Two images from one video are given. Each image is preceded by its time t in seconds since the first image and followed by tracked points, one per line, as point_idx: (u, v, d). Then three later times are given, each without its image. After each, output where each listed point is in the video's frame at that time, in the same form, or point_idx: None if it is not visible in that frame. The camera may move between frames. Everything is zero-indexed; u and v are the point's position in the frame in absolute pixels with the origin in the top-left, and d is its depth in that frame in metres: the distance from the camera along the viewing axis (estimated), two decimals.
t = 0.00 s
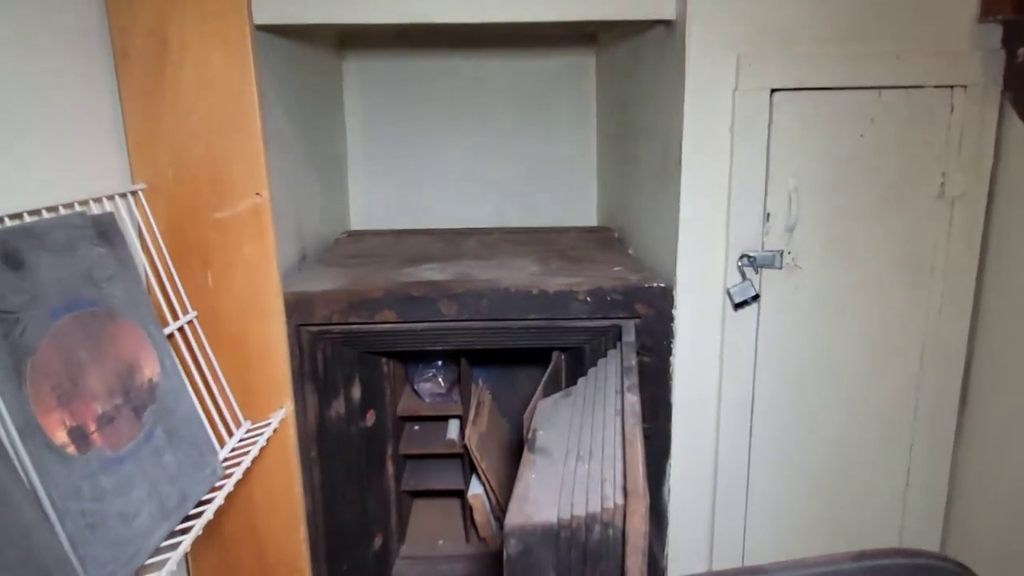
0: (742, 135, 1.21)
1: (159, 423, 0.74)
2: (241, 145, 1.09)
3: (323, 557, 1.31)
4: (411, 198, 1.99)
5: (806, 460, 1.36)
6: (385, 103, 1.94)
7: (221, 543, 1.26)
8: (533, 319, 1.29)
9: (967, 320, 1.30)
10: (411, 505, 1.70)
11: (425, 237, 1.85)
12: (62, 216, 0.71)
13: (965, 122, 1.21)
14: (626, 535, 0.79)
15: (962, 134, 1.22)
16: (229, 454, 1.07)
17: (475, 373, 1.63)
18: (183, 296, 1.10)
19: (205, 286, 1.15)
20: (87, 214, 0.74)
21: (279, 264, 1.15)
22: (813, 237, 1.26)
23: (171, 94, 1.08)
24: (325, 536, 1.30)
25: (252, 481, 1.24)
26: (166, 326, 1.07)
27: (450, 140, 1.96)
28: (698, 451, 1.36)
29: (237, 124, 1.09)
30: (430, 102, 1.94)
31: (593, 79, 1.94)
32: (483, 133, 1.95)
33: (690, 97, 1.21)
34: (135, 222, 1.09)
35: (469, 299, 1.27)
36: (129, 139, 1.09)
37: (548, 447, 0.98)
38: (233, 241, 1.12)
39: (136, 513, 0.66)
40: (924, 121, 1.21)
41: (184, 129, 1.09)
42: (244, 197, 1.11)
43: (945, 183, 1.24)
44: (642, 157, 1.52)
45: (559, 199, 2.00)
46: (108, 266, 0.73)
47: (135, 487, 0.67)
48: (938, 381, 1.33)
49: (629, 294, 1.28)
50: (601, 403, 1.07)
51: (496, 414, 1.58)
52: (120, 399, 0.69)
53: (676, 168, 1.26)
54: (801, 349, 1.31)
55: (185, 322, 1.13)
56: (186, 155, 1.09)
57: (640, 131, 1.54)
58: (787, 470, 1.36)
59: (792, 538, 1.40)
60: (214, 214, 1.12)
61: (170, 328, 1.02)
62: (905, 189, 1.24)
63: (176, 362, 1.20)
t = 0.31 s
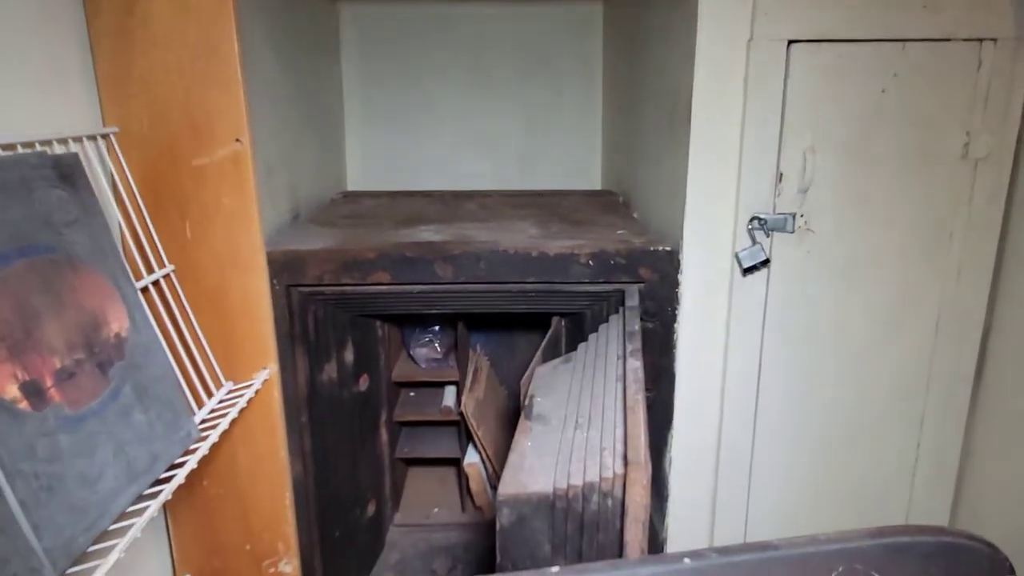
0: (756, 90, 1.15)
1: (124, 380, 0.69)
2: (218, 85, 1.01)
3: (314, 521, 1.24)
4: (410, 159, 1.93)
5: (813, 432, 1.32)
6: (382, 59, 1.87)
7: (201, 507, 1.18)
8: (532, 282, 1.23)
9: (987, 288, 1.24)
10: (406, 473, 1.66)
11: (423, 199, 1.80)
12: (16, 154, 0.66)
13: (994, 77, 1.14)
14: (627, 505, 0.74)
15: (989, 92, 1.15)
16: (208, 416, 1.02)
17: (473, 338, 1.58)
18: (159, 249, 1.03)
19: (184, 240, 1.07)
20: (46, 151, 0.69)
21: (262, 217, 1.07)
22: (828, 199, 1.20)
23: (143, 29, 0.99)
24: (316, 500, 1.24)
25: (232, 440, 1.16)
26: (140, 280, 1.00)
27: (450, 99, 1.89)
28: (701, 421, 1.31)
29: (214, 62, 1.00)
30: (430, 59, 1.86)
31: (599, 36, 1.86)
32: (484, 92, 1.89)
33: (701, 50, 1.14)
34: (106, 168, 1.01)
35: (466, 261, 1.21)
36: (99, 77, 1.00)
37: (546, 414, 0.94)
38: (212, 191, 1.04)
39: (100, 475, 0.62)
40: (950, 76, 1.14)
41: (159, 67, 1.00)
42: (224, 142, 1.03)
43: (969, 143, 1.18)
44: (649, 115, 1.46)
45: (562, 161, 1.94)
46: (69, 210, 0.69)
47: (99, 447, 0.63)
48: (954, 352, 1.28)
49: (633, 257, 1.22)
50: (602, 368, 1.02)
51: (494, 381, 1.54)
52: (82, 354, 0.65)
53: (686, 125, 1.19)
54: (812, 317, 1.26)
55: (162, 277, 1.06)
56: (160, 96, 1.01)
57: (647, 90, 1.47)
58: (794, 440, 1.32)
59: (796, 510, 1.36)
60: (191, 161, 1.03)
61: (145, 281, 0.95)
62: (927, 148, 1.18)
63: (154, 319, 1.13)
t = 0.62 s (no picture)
0: (769, 57, 1.11)
1: (118, 351, 0.67)
2: (215, 49, 0.98)
3: (315, 492, 1.24)
4: (411, 128, 1.90)
5: (817, 408, 1.31)
6: (383, 25, 1.82)
7: (201, 479, 1.17)
8: (536, 254, 1.21)
9: (997, 263, 1.22)
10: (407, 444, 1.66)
11: (425, 169, 1.77)
12: (5, 117, 0.63)
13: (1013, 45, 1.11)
14: (633, 479, 0.73)
15: (1007, 61, 1.12)
16: (208, 387, 1.01)
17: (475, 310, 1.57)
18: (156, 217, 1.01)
19: (181, 208, 1.05)
20: (36, 115, 0.66)
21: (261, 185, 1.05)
22: (839, 171, 1.17)
23: None
24: (317, 469, 1.24)
25: (230, 412, 1.15)
26: (136, 249, 0.98)
27: (452, 66, 1.85)
28: (704, 396, 1.30)
29: (211, 25, 0.97)
30: (432, 25, 1.82)
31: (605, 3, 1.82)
32: (487, 60, 1.85)
33: (713, 14, 1.11)
34: (100, 133, 0.99)
35: (469, 232, 1.19)
36: (90, 38, 0.97)
37: (550, 387, 0.93)
38: (210, 158, 1.02)
39: (97, 449, 0.61)
40: (968, 44, 1.11)
41: (153, 28, 0.97)
42: (221, 108, 1.00)
43: (985, 114, 1.15)
44: (656, 84, 1.42)
45: (565, 132, 1.91)
46: (61, 176, 0.67)
47: (96, 420, 0.62)
48: (962, 328, 1.26)
49: (638, 230, 1.20)
50: (607, 341, 1.01)
51: (496, 353, 1.53)
52: (76, 324, 0.63)
53: (695, 93, 1.16)
54: (818, 291, 1.24)
55: (158, 246, 1.04)
56: (155, 59, 0.98)
57: (654, 58, 1.44)
58: (797, 416, 1.31)
59: (799, 486, 1.36)
60: (187, 127, 1.01)
61: (143, 250, 0.94)
62: (941, 119, 1.15)
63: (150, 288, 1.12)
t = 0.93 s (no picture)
0: (778, 31, 1.09)
1: (113, 321, 0.66)
2: (214, 17, 0.96)
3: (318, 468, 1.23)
4: (414, 102, 1.87)
5: (820, 388, 1.30)
6: None
7: (201, 453, 1.18)
8: (539, 231, 1.20)
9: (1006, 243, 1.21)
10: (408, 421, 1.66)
11: (427, 145, 1.75)
12: None
13: None
14: (636, 458, 0.72)
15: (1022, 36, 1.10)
16: (207, 360, 1.00)
17: (477, 288, 1.56)
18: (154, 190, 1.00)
19: (179, 181, 1.03)
20: (31, 81, 0.65)
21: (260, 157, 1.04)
22: (847, 148, 1.16)
23: None
24: (318, 445, 1.23)
25: (230, 388, 1.15)
26: (134, 220, 0.97)
27: (456, 41, 1.83)
28: (707, 375, 1.30)
29: None
30: None
31: None
32: (491, 34, 1.82)
33: None
34: (96, 103, 0.97)
35: (472, 208, 1.18)
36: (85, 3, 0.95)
37: (552, 364, 0.92)
38: (208, 129, 1.01)
39: (94, 421, 0.60)
40: (982, 18, 1.09)
41: None
42: (220, 78, 0.98)
43: (997, 90, 1.13)
44: (662, 59, 1.40)
45: (569, 108, 1.89)
46: (55, 145, 0.65)
47: (92, 392, 0.61)
48: (969, 308, 1.25)
49: (643, 207, 1.19)
50: (610, 319, 1.00)
51: (498, 331, 1.52)
52: (72, 295, 0.62)
53: (703, 67, 1.14)
54: (824, 271, 1.23)
55: (157, 218, 1.02)
56: (152, 26, 0.96)
57: (660, 32, 1.41)
58: (799, 396, 1.30)
59: (800, 466, 1.36)
60: (186, 97, 0.99)
61: (141, 223, 0.93)
62: (952, 95, 1.13)
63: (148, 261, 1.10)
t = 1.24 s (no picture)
0: (768, 22, 1.09)
1: (93, 314, 0.67)
2: (199, 7, 0.96)
3: (306, 458, 1.24)
4: (407, 92, 1.87)
5: (807, 381, 1.31)
6: None
7: (189, 442, 1.18)
8: (528, 223, 1.20)
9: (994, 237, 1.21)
10: (400, 411, 1.67)
11: (419, 135, 1.75)
12: None
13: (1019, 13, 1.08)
14: (616, 452, 0.73)
15: (1013, 28, 1.09)
16: (191, 351, 1.00)
17: (468, 278, 1.56)
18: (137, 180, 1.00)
19: (162, 171, 1.03)
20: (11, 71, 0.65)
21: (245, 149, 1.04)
22: (835, 140, 1.16)
23: None
24: (307, 436, 1.24)
25: (216, 378, 1.15)
26: (117, 211, 0.97)
27: (450, 30, 1.82)
28: (696, 366, 1.30)
29: None
30: None
31: None
32: (484, 24, 1.82)
33: None
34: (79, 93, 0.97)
35: (461, 199, 1.18)
36: None
37: (537, 356, 0.92)
38: (192, 120, 1.00)
39: (74, 413, 0.61)
40: (974, 10, 1.08)
41: None
42: (204, 69, 0.98)
43: (987, 83, 1.12)
44: (654, 50, 1.40)
45: (563, 99, 1.89)
46: (37, 140, 0.65)
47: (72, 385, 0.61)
48: (956, 302, 1.25)
49: (632, 199, 1.19)
50: (596, 312, 1.00)
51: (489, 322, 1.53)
52: (51, 287, 0.63)
53: (693, 58, 1.14)
54: (813, 263, 1.23)
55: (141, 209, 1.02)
56: (135, 17, 0.96)
57: (653, 23, 1.41)
58: (787, 387, 1.31)
59: (787, 457, 1.36)
60: (170, 87, 0.99)
61: (123, 214, 0.93)
62: (943, 88, 1.13)
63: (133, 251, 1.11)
